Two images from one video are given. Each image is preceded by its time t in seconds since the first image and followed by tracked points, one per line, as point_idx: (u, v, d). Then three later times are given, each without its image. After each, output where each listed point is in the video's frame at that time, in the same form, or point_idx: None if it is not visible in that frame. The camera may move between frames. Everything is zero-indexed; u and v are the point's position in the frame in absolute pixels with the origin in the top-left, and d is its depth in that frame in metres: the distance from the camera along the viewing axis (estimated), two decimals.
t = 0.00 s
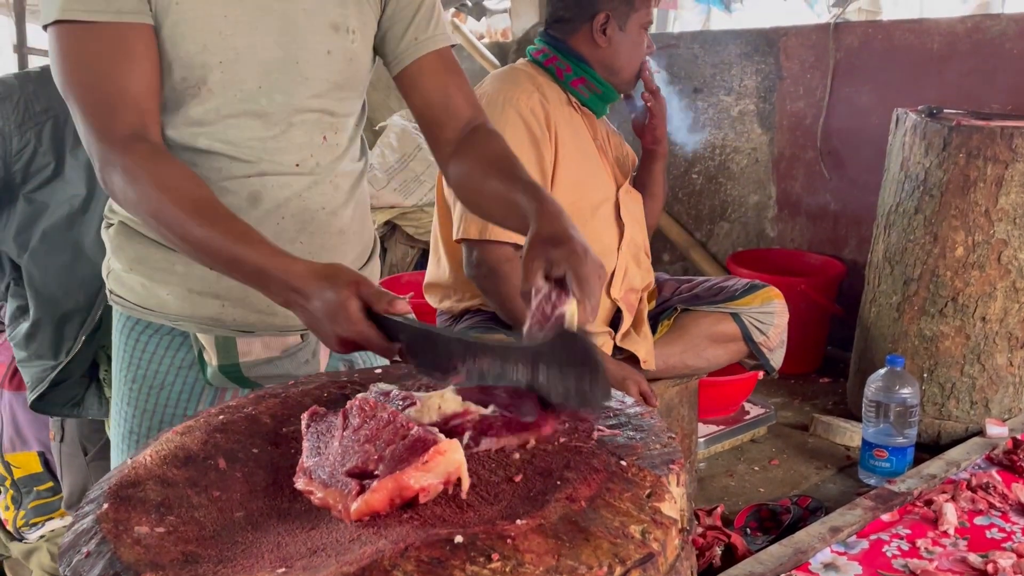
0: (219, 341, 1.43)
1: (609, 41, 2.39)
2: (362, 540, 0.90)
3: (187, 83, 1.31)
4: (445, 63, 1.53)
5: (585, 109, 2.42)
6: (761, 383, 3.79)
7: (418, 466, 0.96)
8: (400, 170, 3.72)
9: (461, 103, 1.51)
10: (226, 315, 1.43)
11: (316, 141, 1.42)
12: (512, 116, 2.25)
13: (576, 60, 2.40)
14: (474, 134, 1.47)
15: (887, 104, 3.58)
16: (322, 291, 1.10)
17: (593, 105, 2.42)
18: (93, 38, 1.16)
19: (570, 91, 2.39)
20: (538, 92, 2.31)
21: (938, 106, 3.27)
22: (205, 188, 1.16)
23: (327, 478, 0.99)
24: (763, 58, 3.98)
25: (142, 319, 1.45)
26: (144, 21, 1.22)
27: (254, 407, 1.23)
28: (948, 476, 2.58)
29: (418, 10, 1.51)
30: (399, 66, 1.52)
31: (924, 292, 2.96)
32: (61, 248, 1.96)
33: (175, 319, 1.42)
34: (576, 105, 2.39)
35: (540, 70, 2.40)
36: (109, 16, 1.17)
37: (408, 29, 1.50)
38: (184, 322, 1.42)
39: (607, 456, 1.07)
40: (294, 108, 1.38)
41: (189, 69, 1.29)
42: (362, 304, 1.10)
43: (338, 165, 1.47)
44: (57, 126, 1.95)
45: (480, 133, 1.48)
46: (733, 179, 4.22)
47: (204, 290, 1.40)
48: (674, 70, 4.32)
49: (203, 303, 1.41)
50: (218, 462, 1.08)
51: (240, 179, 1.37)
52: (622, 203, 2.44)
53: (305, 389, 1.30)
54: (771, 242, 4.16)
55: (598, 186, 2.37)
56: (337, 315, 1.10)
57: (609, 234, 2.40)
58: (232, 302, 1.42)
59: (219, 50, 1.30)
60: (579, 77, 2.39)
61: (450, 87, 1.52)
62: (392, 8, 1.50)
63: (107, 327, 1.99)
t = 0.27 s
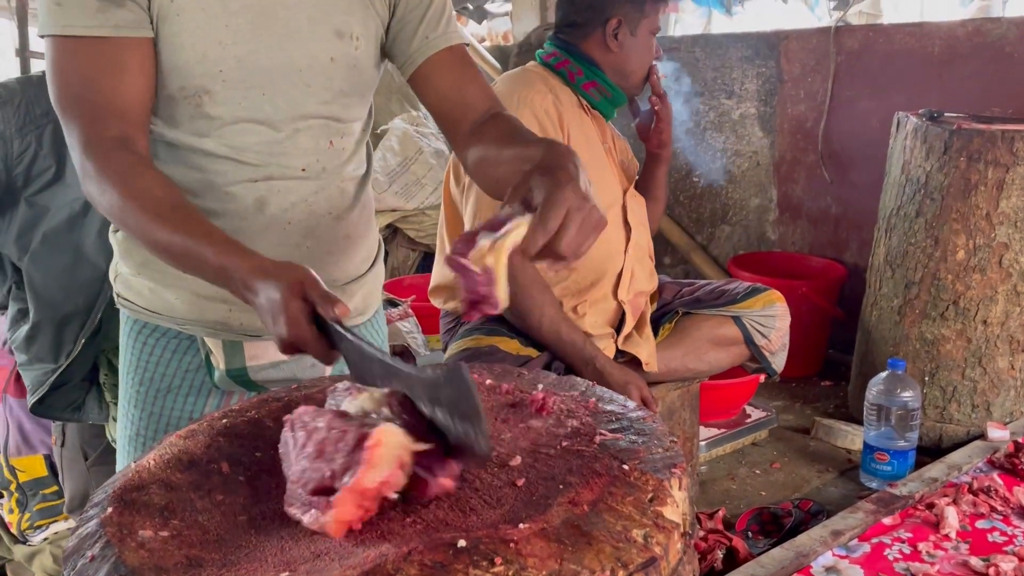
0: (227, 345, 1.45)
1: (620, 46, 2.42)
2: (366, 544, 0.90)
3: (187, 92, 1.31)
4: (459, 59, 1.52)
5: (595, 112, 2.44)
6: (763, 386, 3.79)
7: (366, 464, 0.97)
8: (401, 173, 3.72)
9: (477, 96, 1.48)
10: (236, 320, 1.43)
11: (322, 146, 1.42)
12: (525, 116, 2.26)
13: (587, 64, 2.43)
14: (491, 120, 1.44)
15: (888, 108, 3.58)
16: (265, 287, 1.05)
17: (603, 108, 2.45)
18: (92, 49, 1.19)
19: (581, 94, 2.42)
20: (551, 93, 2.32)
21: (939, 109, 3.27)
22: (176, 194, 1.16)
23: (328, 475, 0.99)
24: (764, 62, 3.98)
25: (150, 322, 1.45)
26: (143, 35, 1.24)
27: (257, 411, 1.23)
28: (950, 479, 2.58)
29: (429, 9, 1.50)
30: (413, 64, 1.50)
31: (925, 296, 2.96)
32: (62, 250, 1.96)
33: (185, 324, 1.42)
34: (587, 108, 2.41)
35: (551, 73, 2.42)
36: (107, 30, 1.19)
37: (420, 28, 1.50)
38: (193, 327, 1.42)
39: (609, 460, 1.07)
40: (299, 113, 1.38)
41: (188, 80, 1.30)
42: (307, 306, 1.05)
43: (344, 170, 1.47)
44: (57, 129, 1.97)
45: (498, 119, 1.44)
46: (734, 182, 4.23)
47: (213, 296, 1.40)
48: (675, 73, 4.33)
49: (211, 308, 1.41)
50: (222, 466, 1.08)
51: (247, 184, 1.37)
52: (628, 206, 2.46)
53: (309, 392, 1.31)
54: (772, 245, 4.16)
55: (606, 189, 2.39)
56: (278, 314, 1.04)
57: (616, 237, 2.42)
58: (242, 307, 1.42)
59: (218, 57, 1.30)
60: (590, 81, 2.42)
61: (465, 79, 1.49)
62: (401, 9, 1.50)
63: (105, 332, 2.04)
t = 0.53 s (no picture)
0: (236, 349, 1.45)
1: (631, 50, 2.47)
2: (368, 547, 0.90)
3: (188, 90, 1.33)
4: (467, 66, 1.55)
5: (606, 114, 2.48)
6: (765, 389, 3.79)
7: (418, 477, 0.95)
8: (402, 176, 3.72)
9: (487, 110, 1.55)
10: (241, 324, 1.43)
11: (326, 150, 1.43)
12: (542, 115, 2.29)
13: (598, 67, 2.47)
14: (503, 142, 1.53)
15: (889, 111, 3.58)
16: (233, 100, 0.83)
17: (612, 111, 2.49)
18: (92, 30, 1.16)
19: (594, 96, 2.45)
20: (566, 94, 2.35)
21: (940, 112, 3.27)
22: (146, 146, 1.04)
23: (326, 485, 0.98)
24: (765, 65, 3.99)
25: (157, 327, 1.45)
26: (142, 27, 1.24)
27: (260, 414, 1.24)
28: (952, 482, 2.58)
29: (436, 16, 1.52)
30: (422, 70, 1.53)
31: (927, 299, 2.96)
32: (58, 255, 1.94)
33: (191, 327, 1.42)
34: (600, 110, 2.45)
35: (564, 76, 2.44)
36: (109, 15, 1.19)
37: (427, 35, 1.52)
38: (199, 330, 1.42)
39: (612, 463, 1.07)
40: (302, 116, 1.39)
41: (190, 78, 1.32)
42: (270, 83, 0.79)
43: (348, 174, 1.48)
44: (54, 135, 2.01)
45: (508, 137, 1.54)
46: (736, 185, 4.23)
47: (219, 299, 1.40)
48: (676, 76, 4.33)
49: (217, 312, 1.41)
50: (225, 470, 1.08)
51: (252, 188, 1.37)
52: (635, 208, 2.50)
53: (312, 396, 1.31)
54: (774, 248, 4.16)
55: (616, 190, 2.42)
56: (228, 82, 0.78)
57: (625, 238, 2.45)
58: (248, 311, 1.43)
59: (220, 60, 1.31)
60: (602, 84, 2.45)
61: (473, 91, 1.55)
62: (407, 19, 1.52)
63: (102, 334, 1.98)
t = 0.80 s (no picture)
0: (233, 351, 1.45)
1: (644, 53, 2.54)
2: (369, 550, 0.90)
3: (187, 90, 1.32)
4: (459, 73, 1.56)
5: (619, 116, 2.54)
6: (766, 391, 3.79)
7: (403, 480, 0.94)
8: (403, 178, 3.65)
9: (481, 118, 1.57)
10: (239, 324, 1.44)
11: (325, 150, 1.42)
12: (561, 112, 2.33)
13: (611, 68, 2.53)
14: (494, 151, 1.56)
15: (891, 112, 3.58)
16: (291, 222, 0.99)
17: (625, 112, 2.55)
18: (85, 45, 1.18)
19: (609, 97, 2.52)
20: (583, 94, 2.41)
21: (942, 113, 3.27)
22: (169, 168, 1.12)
23: (316, 497, 0.97)
24: (766, 66, 3.99)
25: (153, 330, 1.44)
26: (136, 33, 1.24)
27: (261, 416, 1.23)
28: (953, 484, 2.57)
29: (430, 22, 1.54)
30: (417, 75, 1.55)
31: (928, 300, 2.96)
32: (57, 259, 1.94)
33: (187, 329, 1.42)
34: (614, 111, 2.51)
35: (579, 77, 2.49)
36: (97, 23, 1.18)
37: (421, 41, 1.53)
38: (197, 331, 1.43)
39: (613, 465, 1.07)
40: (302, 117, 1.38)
41: (188, 78, 1.31)
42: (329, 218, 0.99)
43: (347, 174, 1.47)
44: (54, 137, 2.01)
45: (499, 149, 1.56)
46: (737, 186, 4.23)
47: (216, 299, 1.40)
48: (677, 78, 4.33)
49: (215, 312, 1.42)
50: (225, 471, 1.08)
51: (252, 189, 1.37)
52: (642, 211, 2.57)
53: (312, 398, 1.30)
54: (775, 249, 4.16)
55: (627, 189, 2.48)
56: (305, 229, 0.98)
57: (634, 237, 2.51)
58: (245, 311, 1.43)
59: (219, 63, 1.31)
60: (616, 84, 2.52)
61: (467, 99, 1.57)
62: (402, 23, 1.53)
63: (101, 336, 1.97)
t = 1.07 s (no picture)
0: (235, 355, 1.45)
1: (658, 60, 2.58)
2: (369, 553, 0.90)
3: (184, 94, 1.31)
4: (452, 78, 1.57)
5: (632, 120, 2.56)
6: (767, 393, 3.79)
7: (401, 483, 0.94)
8: (404, 180, 3.64)
9: (468, 125, 1.57)
10: (241, 329, 1.44)
11: (324, 153, 1.42)
12: (577, 111, 2.36)
13: (625, 73, 2.55)
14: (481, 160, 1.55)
15: (891, 113, 3.58)
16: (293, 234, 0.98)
17: (637, 117, 2.57)
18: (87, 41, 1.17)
19: (622, 101, 2.53)
20: (598, 95, 2.44)
21: (942, 114, 3.27)
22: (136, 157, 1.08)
23: (316, 500, 0.96)
24: (766, 67, 3.99)
25: (154, 333, 1.44)
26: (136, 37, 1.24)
27: (261, 419, 1.23)
28: (954, 485, 2.57)
29: (427, 24, 1.53)
30: (407, 79, 1.54)
31: (928, 302, 2.96)
32: (54, 262, 1.94)
33: (187, 333, 1.42)
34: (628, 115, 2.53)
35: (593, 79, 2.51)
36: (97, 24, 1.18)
37: (414, 43, 1.53)
38: (198, 335, 1.43)
39: (613, 468, 1.07)
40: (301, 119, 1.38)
41: (186, 80, 1.30)
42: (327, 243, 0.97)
43: (346, 177, 1.47)
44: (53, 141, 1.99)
45: (484, 158, 1.56)
46: (737, 188, 4.23)
47: (218, 303, 1.40)
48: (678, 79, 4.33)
49: (217, 316, 1.41)
50: (225, 474, 1.07)
51: (251, 191, 1.37)
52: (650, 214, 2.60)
53: (313, 400, 1.30)
54: (775, 251, 4.16)
55: (637, 191, 2.51)
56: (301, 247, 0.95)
57: (640, 237, 2.54)
58: (247, 314, 1.43)
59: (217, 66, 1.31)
60: (629, 89, 2.54)
61: (453, 105, 1.57)
62: (399, 25, 1.51)
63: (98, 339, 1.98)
